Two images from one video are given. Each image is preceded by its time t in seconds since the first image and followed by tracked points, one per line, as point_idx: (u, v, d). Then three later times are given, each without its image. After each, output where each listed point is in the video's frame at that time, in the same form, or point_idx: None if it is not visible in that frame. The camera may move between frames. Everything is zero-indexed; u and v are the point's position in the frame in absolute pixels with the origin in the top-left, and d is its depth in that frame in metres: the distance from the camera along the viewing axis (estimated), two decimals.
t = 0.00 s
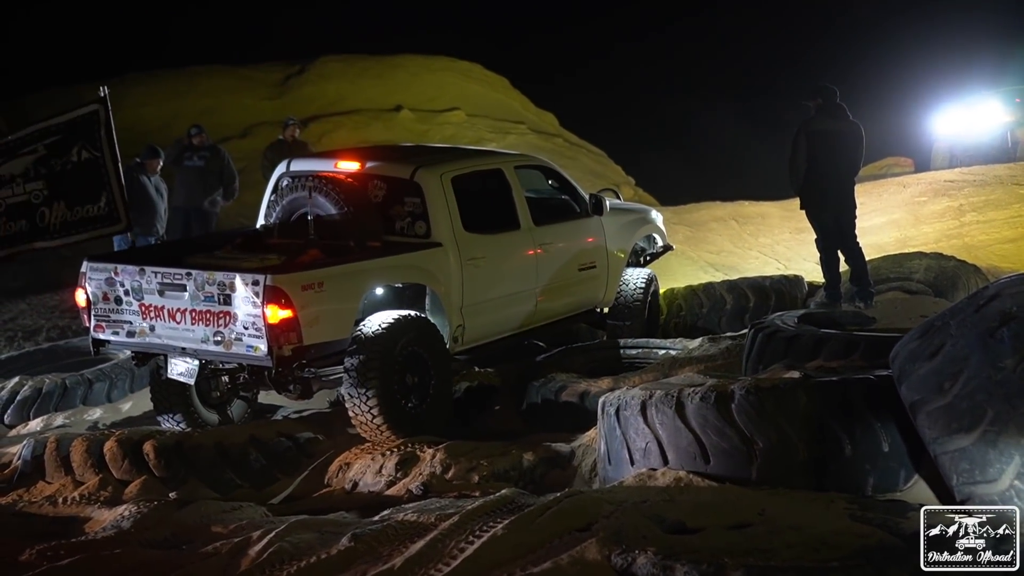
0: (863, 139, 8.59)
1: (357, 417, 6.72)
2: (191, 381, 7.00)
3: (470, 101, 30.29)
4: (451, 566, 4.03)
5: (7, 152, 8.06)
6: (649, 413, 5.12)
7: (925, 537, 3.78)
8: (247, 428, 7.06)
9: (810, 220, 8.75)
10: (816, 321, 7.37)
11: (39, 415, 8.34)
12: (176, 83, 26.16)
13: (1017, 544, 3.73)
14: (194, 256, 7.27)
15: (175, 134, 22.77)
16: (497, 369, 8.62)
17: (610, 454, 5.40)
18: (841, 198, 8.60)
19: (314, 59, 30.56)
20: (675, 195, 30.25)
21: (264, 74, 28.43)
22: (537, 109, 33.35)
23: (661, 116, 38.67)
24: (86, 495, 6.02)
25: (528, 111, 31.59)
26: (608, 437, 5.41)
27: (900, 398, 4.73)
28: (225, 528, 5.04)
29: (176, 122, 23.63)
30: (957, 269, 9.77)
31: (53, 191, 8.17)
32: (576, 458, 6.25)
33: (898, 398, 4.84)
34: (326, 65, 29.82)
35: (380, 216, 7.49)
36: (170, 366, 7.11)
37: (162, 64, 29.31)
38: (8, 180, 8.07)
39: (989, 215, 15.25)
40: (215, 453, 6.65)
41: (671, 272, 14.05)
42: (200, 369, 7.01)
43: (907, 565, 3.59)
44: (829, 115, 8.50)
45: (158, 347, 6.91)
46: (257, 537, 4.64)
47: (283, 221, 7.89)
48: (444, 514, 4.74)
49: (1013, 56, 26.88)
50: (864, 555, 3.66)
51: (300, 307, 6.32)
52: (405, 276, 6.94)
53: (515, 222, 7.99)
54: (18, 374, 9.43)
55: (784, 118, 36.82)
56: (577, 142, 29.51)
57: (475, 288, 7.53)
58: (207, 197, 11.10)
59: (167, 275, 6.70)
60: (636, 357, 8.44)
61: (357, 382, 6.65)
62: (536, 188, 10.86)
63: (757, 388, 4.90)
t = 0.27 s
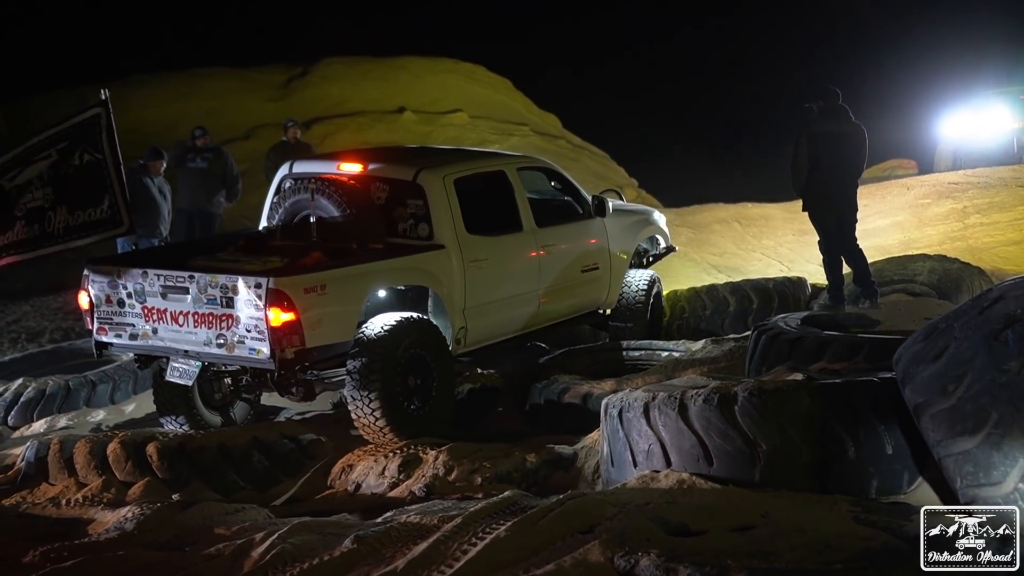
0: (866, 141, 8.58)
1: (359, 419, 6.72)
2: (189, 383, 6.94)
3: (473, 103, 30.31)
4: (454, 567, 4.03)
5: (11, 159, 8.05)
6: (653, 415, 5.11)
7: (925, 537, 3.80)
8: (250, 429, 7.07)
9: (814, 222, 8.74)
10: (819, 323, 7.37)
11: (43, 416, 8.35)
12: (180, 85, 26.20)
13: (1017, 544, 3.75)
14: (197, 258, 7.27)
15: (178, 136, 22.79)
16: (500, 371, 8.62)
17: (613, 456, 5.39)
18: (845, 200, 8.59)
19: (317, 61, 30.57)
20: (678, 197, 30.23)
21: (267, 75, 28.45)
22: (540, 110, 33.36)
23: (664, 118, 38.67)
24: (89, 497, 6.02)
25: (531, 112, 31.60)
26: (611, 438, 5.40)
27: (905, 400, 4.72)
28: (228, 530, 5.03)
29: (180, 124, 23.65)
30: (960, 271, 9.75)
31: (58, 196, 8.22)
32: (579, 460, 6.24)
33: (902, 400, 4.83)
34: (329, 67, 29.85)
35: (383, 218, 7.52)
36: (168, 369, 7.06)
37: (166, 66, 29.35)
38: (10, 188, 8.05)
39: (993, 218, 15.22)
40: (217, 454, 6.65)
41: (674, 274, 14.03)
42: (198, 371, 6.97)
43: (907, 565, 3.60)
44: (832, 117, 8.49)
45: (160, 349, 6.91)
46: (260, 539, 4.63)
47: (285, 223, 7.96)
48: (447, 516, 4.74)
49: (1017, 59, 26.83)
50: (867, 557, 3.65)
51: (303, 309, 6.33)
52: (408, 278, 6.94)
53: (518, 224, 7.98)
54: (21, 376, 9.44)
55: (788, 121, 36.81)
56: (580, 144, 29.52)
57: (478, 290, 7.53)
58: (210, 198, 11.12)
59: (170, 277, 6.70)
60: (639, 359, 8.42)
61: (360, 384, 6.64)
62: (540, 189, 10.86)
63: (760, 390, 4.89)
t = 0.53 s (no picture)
0: (868, 142, 8.59)
1: (361, 420, 6.73)
2: (197, 384, 6.96)
3: (475, 103, 30.32)
4: (455, 568, 4.02)
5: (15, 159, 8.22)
6: (654, 416, 5.11)
7: (925, 537, 3.81)
8: (251, 430, 7.06)
9: (816, 223, 8.75)
10: (821, 324, 7.37)
11: (45, 417, 8.36)
12: (182, 86, 26.22)
13: (1017, 544, 3.75)
14: (199, 259, 7.27)
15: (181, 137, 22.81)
16: (501, 372, 8.62)
17: (615, 457, 5.39)
18: (848, 201, 8.59)
19: (319, 61, 30.58)
20: (680, 198, 30.22)
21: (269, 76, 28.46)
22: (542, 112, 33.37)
23: (666, 119, 38.66)
24: (91, 497, 6.03)
25: (533, 113, 31.61)
26: (613, 439, 5.41)
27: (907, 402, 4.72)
28: (230, 531, 5.03)
29: (182, 125, 23.68)
30: (962, 272, 9.74)
31: (59, 195, 8.34)
32: (581, 461, 6.23)
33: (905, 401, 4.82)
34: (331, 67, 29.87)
35: (385, 218, 7.51)
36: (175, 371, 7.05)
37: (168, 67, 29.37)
38: (12, 187, 8.21)
39: (996, 219, 15.22)
40: (220, 455, 6.65)
41: (676, 275, 14.03)
42: (203, 372, 6.97)
43: (907, 565, 3.60)
44: (834, 118, 8.49)
45: (163, 350, 6.92)
46: (262, 540, 4.63)
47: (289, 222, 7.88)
48: (448, 517, 4.74)
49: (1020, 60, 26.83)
50: (868, 558, 3.65)
51: (305, 309, 6.33)
52: (410, 278, 6.94)
53: (520, 225, 7.98)
54: (24, 377, 9.45)
55: (790, 122, 36.80)
56: (582, 145, 29.52)
57: (480, 291, 7.53)
58: (212, 199, 11.13)
59: (173, 278, 6.71)
60: (641, 360, 8.42)
61: (362, 384, 6.65)
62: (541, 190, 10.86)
63: (762, 391, 4.89)
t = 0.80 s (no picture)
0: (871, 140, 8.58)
1: (360, 416, 6.72)
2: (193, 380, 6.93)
3: (475, 100, 30.30)
4: (453, 566, 4.01)
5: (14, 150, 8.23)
6: (652, 414, 5.11)
7: (925, 537, 3.78)
8: (250, 426, 7.06)
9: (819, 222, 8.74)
10: (819, 322, 7.37)
11: (44, 413, 8.36)
12: (182, 81, 26.19)
13: (1017, 544, 3.74)
14: (198, 255, 7.27)
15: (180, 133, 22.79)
16: (500, 368, 8.62)
17: (613, 454, 5.39)
18: (848, 200, 8.58)
19: (319, 58, 30.55)
20: (680, 195, 30.20)
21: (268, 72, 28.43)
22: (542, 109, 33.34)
23: (666, 117, 38.66)
24: (90, 493, 6.02)
25: (532, 110, 31.60)
26: (611, 437, 5.41)
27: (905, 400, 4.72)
28: (228, 527, 5.02)
29: (181, 122, 23.64)
30: (961, 270, 9.74)
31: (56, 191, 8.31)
32: (579, 458, 6.24)
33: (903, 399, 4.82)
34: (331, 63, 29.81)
35: (384, 215, 7.50)
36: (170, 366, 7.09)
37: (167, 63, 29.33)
38: (9, 178, 8.22)
39: (995, 217, 15.22)
40: (218, 451, 6.65)
41: (675, 273, 14.02)
42: (201, 368, 6.96)
43: (907, 565, 3.59)
44: (839, 116, 8.47)
45: (162, 346, 6.92)
46: (260, 536, 4.63)
47: (288, 218, 7.79)
48: (446, 514, 4.74)
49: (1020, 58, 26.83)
50: (866, 556, 3.65)
51: (303, 306, 6.32)
52: (408, 275, 6.94)
53: (519, 222, 7.98)
54: (22, 373, 9.44)
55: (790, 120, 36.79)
56: (581, 142, 29.52)
57: (479, 287, 7.53)
58: (211, 195, 11.12)
59: (171, 274, 6.70)
60: (639, 358, 8.42)
61: (361, 381, 6.64)
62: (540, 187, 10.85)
63: (761, 388, 4.88)
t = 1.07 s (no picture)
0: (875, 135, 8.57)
1: (356, 410, 6.72)
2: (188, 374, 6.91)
3: (472, 94, 30.27)
4: (449, 560, 4.01)
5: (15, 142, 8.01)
6: (649, 408, 5.12)
7: (925, 537, 3.75)
8: (247, 420, 7.06)
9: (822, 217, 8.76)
10: (816, 316, 7.37)
11: (40, 407, 8.35)
12: (178, 74, 26.13)
13: (1017, 544, 3.72)
14: (195, 249, 7.26)
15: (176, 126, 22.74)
16: (497, 363, 8.63)
17: (609, 449, 5.40)
18: (850, 195, 8.60)
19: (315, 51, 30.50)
20: (677, 190, 30.19)
21: (265, 65, 28.37)
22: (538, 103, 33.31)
23: (662, 111, 38.64)
24: (86, 487, 6.02)
25: (529, 104, 31.58)
26: (608, 431, 5.41)
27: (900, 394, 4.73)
28: (225, 521, 5.02)
29: (178, 115, 23.60)
30: (957, 265, 9.76)
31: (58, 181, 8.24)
32: (576, 453, 6.26)
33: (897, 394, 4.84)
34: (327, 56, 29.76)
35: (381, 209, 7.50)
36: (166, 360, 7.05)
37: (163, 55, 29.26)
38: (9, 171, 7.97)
39: (991, 212, 15.24)
40: (215, 445, 6.65)
41: (672, 268, 14.03)
42: (197, 363, 6.93)
43: (906, 563, 3.58)
44: (845, 112, 8.43)
45: (158, 340, 6.91)
46: (257, 530, 4.63)
47: (284, 213, 7.81)
48: (443, 508, 4.74)
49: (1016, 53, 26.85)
50: (862, 551, 3.65)
51: (300, 300, 6.32)
52: (405, 269, 6.94)
53: (516, 217, 7.98)
54: (18, 366, 9.43)
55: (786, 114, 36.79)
56: (578, 136, 29.50)
57: (476, 282, 7.53)
58: (207, 188, 11.10)
59: (168, 268, 6.69)
60: (636, 353, 8.43)
61: (357, 374, 6.64)
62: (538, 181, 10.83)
63: (757, 383, 4.90)
